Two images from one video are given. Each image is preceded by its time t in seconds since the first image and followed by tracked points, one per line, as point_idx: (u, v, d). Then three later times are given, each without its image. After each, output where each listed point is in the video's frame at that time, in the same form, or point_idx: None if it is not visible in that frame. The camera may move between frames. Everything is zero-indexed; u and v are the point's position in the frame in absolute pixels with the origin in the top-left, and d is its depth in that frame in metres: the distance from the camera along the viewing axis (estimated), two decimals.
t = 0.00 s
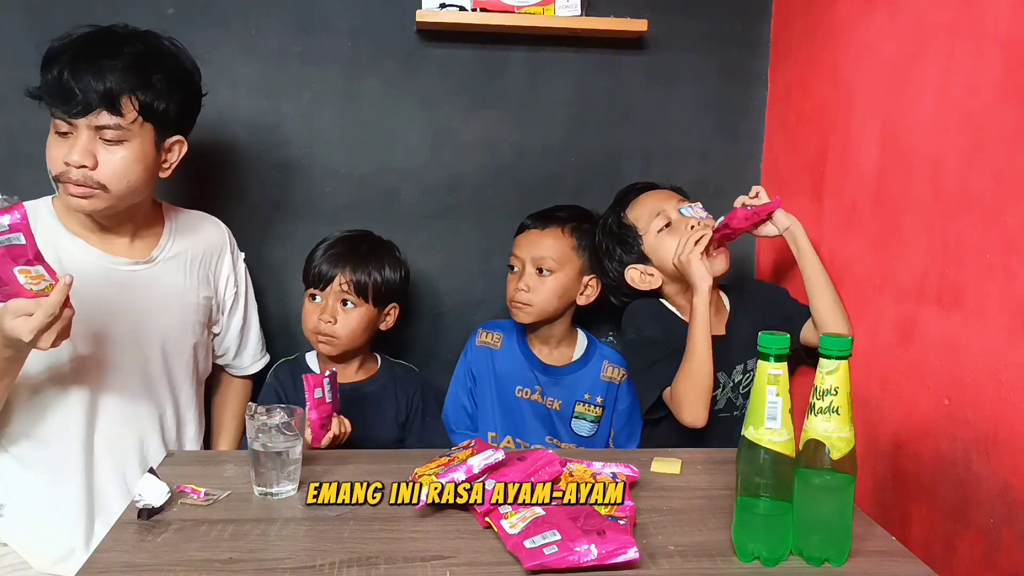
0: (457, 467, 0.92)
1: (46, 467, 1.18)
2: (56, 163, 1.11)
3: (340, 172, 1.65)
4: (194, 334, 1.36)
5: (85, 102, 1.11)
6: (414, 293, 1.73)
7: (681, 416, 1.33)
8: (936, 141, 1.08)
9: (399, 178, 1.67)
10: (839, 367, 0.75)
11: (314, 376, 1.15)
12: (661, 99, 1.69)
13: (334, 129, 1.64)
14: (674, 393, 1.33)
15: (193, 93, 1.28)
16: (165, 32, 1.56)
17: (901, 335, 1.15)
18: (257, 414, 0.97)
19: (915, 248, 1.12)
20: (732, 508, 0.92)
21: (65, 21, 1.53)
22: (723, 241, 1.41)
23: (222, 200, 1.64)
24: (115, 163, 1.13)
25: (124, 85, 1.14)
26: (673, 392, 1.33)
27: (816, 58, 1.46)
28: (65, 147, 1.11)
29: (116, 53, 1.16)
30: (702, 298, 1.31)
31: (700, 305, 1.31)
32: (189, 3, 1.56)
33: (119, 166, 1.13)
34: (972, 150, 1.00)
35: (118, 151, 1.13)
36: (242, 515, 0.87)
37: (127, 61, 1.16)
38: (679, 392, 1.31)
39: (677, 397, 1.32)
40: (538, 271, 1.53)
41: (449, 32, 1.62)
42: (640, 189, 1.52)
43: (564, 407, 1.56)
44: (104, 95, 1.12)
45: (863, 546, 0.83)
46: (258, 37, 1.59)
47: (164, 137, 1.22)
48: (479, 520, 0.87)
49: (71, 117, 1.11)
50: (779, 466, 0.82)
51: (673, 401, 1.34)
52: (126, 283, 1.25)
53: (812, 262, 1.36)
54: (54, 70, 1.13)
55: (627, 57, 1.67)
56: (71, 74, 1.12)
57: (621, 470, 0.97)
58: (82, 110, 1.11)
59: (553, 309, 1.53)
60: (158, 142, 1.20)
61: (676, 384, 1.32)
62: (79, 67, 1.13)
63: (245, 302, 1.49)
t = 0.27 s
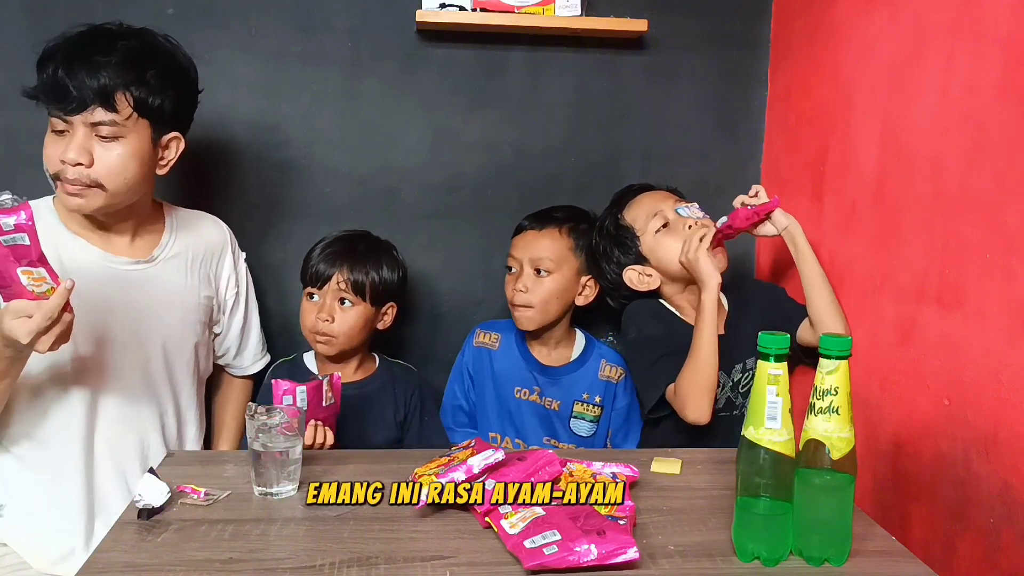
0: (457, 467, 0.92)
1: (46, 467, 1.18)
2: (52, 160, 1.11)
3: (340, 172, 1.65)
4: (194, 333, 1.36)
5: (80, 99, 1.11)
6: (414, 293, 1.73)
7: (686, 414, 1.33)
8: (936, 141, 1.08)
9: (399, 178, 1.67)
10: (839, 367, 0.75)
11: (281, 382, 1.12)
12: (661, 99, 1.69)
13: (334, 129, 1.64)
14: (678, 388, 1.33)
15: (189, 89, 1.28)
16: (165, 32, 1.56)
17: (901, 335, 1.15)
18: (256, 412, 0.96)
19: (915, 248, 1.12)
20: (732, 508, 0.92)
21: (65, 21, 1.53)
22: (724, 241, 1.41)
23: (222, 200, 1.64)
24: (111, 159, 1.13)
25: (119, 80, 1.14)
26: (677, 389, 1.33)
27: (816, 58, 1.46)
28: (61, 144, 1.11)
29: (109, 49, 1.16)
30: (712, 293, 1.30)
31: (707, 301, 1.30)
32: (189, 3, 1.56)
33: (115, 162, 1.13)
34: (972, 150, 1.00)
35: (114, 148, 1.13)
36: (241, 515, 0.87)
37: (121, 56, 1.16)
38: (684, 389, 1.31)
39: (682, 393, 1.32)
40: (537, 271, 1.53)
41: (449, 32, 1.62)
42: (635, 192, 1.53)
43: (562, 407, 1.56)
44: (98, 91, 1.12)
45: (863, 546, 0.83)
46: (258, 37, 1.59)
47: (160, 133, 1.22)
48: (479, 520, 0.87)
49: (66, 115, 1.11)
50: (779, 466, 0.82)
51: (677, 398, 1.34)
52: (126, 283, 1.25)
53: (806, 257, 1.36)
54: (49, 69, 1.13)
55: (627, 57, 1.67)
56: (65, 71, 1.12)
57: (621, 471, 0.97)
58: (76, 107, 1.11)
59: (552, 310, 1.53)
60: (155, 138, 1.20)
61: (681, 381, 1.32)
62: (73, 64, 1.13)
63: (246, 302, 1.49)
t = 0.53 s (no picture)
0: (457, 467, 0.92)
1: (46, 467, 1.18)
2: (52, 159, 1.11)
3: (340, 172, 1.65)
4: (194, 333, 1.35)
5: (79, 97, 1.12)
6: (414, 293, 1.73)
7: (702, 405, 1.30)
8: (936, 141, 1.08)
9: (399, 177, 1.67)
10: (839, 367, 0.75)
11: (263, 371, 1.13)
12: (662, 99, 1.69)
13: (334, 129, 1.64)
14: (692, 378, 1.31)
15: (188, 87, 1.28)
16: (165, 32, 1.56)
17: (901, 335, 1.16)
18: (256, 413, 0.97)
19: (915, 248, 1.12)
20: (732, 509, 0.92)
21: (65, 21, 1.53)
22: (717, 237, 1.41)
23: (222, 200, 1.64)
24: (110, 158, 1.13)
25: (117, 78, 1.14)
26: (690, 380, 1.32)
27: (816, 58, 1.46)
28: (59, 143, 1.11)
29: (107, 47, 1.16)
30: (721, 285, 1.30)
31: (717, 291, 1.30)
32: (189, 3, 1.56)
33: (114, 160, 1.13)
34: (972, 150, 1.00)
35: (113, 145, 1.13)
36: (242, 515, 0.87)
37: (119, 53, 1.16)
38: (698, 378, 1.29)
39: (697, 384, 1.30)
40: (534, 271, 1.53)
41: (449, 32, 1.62)
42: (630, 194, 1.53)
43: (561, 408, 1.56)
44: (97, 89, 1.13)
45: (863, 547, 0.83)
46: (258, 37, 1.59)
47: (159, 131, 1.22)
48: (479, 520, 0.87)
49: (65, 113, 1.12)
50: (779, 466, 0.82)
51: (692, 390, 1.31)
52: (125, 282, 1.25)
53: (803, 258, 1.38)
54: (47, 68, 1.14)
55: (627, 57, 1.67)
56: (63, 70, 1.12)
57: (621, 471, 0.97)
58: (75, 105, 1.11)
59: (549, 310, 1.53)
60: (154, 136, 1.20)
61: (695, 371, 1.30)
62: (71, 62, 1.13)
63: (246, 302, 1.48)
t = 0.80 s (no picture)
0: (457, 467, 0.92)
1: (46, 467, 1.18)
2: (54, 158, 1.11)
3: (340, 172, 1.65)
4: (195, 332, 1.35)
5: (78, 95, 1.12)
6: (414, 293, 1.73)
7: (710, 404, 1.30)
8: (936, 141, 1.08)
9: (399, 177, 1.67)
10: (839, 367, 0.75)
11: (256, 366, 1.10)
12: (662, 99, 1.69)
13: (334, 129, 1.64)
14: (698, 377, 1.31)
15: (186, 83, 1.28)
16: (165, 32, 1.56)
17: (901, 335, 1.16)
18: (256, 414, 0.98)
19: (915, 248, 1.12)
20: (732, 509, 0.92)
21: (65, 21, 1.53)
22: (716, 234, 1.38)
23: (222, 200, 1.64)
24: (110, 156, 1.13)
25: (116, 74, 1.14)
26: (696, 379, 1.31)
27: (816, 58, 1.46)
28: (60, 142, 1.11)
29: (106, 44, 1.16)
30: (718, 283, 1.31)
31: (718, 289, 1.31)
32: (189, 3, 1.56)
33: (114, 157, 1.13)
34: (972, 150, 1.00)
35: (112, 142, 1.13)
36: (242, 515, 0.87)
37: (118, 50, 1.16)
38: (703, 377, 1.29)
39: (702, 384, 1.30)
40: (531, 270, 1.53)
41: (449, 32, 1.62)
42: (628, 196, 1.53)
43: (560, 407, 1.56)
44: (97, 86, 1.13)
45: (863, 547, 0.83)
46: (258, 37, 1.59)
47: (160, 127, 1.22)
48: (479, 520, 0.87)
49: (65, 111, 1.12)
50: (779, 466, 0.82)
51: (699, 390, 1.31)
52: (125, 282, 1.25)
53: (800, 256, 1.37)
54: (46, 66, 1.14)
55: (627, 57, 1.67)
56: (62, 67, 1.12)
57: (621, 471, 0.97)
58: (75, 103, 1.12)
59: (546, 309, 1.53)
60: (154, 133, 1.20)
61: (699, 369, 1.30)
62: (70, 60, 1.13)
63: (246, 302, 1.49)
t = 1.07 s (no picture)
0: (457, 467, 0.92)
1: (47, 467, 1.18)
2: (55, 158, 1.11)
3: (340, 172, 1.65)
4: (195, 331, 1.35)
5: (80, 94, 1.12)
6: (414, 293, 1.73)
7: (721, 403, 1.30)
8: (936, 141, 1.08)
9: (399, 178, 1.67)
10: (839, 367, 0.75)
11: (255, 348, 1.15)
12: (662, 99, 1.69)
13: (334, 129, 1.64)
14: (707, 378, 1.31)
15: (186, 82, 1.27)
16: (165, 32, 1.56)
17: (901, 335, 1.16)
18: (256, 414, 0.98)
19: (915, 248, 1.12)
20: (732, 509, 0.92)
21: (65, 21, 1.53)
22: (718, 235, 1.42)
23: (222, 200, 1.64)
24: (112, 154, 1.13)
25: (116, 73, 1.14)
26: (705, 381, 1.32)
27: (816, 58, 1.46)
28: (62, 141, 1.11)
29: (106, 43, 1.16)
30: (723, 283, 1.31)
31: (722, 288, 1.31)
32: (189, 3, 1.56)
33: (116, 156, 1.13)
34: (972, 150, 1.00)
35: (115, 142, 1.14)
36: (242, 515, 0.87)
37: (118, 49, 1.16)
38: (712, 378, 1.30)
39: (711, 384, 1.30)
40: (527, 272, 1.53)
41: (449, 32, 1.62)
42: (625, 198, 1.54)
43: (560, 404, 1.56)
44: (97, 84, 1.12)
45: (863, 547, 0.83)
46: (258, 37, 1.59)
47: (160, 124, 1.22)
48: (479, 520, 0.87)
49: (66, 111, 1.12)
50: (779, 466, 0.82)
51: (709, 391, 1.31)
52: (125, 282, 1.25)
53: (800, 253, 1.38)
54: (46, 67, 1.13)
55: (627, 57, 1.67)
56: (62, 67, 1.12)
57: (621, 470, 0.97)
58: (76, 102, 1.12)
59: (542, 308, 1.53)
60: (155, 131, 1.20)
61: (707, 370, 1.31)
62: (69, 60, 1.13)
63: (246, 301, 1.48)
